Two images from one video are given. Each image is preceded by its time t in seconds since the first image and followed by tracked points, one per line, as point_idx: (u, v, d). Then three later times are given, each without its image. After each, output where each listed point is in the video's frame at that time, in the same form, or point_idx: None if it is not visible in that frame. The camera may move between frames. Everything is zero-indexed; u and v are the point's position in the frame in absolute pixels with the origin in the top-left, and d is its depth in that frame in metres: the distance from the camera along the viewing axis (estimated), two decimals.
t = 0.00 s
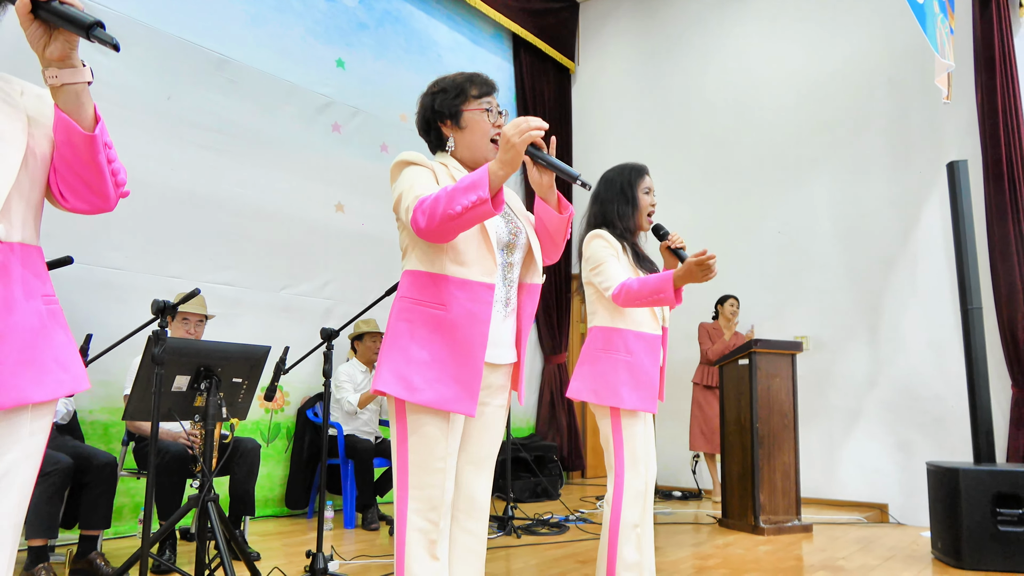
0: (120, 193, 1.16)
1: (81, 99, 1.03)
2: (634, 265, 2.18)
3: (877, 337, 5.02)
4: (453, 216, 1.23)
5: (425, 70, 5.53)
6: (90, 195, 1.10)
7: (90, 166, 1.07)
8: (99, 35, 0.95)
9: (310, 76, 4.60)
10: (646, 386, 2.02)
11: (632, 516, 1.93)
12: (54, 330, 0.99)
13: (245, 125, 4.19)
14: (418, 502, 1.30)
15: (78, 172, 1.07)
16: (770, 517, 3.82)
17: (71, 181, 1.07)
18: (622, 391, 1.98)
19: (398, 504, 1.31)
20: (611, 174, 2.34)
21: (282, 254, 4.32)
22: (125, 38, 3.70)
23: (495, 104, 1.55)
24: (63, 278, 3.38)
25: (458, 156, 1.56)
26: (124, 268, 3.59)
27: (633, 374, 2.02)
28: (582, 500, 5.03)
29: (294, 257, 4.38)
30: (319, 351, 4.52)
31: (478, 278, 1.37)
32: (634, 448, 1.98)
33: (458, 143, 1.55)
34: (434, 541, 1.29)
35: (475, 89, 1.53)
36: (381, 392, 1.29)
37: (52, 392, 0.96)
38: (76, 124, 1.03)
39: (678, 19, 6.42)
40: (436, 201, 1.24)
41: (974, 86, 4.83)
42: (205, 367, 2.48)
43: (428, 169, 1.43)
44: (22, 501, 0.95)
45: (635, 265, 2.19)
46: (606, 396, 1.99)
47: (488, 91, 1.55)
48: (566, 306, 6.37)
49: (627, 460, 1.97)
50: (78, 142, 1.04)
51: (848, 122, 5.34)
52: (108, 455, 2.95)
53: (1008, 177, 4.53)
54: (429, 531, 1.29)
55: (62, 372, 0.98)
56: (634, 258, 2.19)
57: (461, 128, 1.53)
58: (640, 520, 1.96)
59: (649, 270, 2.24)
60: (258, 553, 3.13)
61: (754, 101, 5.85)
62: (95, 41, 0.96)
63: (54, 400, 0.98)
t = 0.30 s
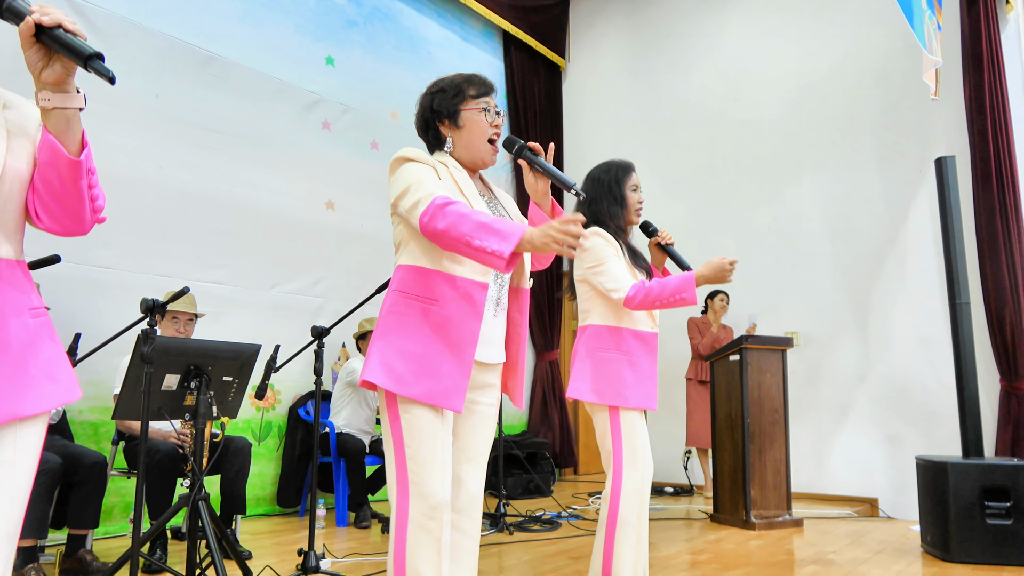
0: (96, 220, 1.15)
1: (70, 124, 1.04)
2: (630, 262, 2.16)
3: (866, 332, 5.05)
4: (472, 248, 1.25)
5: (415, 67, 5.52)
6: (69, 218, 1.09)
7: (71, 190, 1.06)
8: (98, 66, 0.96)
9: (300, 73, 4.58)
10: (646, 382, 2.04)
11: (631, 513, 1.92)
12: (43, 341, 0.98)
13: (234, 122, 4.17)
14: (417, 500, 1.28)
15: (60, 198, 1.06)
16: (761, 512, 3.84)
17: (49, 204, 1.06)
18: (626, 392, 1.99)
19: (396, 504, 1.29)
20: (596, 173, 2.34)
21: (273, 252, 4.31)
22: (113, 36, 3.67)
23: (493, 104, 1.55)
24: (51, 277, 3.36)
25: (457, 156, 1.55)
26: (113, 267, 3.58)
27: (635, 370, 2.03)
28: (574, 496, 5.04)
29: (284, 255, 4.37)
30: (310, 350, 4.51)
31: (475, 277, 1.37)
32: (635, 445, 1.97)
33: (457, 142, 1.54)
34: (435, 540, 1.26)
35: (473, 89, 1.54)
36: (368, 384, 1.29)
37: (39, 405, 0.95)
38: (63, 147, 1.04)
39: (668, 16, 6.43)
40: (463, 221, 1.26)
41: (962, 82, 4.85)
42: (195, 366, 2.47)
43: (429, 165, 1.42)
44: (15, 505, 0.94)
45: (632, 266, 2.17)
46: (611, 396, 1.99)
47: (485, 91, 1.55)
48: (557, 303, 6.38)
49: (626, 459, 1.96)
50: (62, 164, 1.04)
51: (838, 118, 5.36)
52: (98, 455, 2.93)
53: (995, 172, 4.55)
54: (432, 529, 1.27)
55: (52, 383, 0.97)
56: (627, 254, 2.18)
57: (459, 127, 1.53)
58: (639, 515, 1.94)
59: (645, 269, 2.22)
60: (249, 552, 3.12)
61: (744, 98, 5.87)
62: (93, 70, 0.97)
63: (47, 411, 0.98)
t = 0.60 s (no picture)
0: (96, 196, 1.16)
1: (63, 100, 1.05)
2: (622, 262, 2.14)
3: (858, 329, 5.07)
4: (489, 261, 1.29)
5: (408, 65, 5.51)
6: (69, 193, 1.10)
7: (69, 165, 1.08)
8: (85, 36, 0.97)
9: (291, 71, 4.57)
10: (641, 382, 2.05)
11: (629, 511, 1.91)
12: (25, 328, 0.98)
13: (226, 120, 4.16)
14: (383, 496, 1.26)
15: (57, 172, 1.07)
16: (755, 507, 3.85)
17: (48, 179, 1.07)
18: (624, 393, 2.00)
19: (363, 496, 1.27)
20: (589, 172, 2.34)
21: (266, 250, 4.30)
22: (103, 33, 3.66)
23: (483, 99, 1.55)
24: (42, 276, 3.35)
25: (448, 152, 1.55)
26: (105, 266, 3.56)
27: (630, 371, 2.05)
28: (569, 493, 5.05)
29: (277, 254, 4.36)
30: (303, 348, 4.50)
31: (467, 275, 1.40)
32: (632, 444, 1.97)
33: (446, 138, 1.55)
34: (395, 535, 1.26)
35: (462, 85, 1.53)
36: (363, 380, 1.28)
37: (22, 390, 0.94)
38: (58, 123, 1.05)
39: (661, 13, 6.43)
40: (478, 234, 1.28)
41: (953, 79, 4.87)
42: (188, 365, 2.46)
43: (426, 164, 1.42)
44: None
45: (625, 265, 2.14)
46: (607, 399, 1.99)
47: (475, 87, 1.54)
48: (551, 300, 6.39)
49: (622, 458, 1.96)
50: (58, 140, 1.05)
51: (829, 115, 5.38)
52: (91, 454, 2.93)
53: (986, 168, 4.57)
54: (391, 524, 1.25)
55: (30, 371, 0.97)
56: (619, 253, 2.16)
57: (449, 124, 1.53)
58: (635, 514, 1.94)
59: (637, 268, 2.19)
60: (243, 551, 3.11)
61: (736, 95, 5.88)
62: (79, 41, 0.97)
63: (26, 399, 0.97)
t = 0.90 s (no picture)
0: (90, 198, 1.15)
1: (61, 100, 1.05)
2: (607, 258, 2.15)
3: (855, 325, 5.08)
4: (462, 247, 1.28)
5: (405, 62, 5.50)
6: (63, 193, 1.09)
7: (63, 164, 1.07)
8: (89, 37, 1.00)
9: (288, 68, 4.56)
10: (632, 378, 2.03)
11: (622, 507, 1.92)
12: (8, 329, 0.97)
13: (222, 117, 4.15)
14: (378, 493, 1.26)
15: (53, 172, 1.07)
16: (753, 503, 3.86)
17: (42, 179, 1.06)
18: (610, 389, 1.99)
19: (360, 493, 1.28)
20: (584, 168, 2.35)
21: (263, 248, 4.29)
22: (100, 30, 3.65)
23: (476, 93, 1.54)
24: (40, 273, 3.34)
25: (441, 147, 1.56)
26: (101, 263, 3.56)
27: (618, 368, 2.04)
28: (567, 490, 5.06)
29: (274, 251, 4.36)
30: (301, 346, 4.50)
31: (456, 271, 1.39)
32: (623, 442, 1.98)
33: (439, 133, 1.56)
34: (392, 532, 1.26)
35: (455, 79, 1.54)
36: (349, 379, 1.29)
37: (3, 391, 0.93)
38: (56, 121, 1.05)
39: (658, 9, 6.42)
40: (443, 224, 1.27)
41: (949, 75, 4.86)
42: (185, 362, 2.46)
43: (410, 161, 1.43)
44: None
45: (610, 262, 2.14)
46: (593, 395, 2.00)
47: (470, 82, 1.54)
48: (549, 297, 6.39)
49: (614, 455, 1.98)
50: (55, 136, 1.04)
51: (827, 111, 5.38)
52: (89, 452, 2.92)
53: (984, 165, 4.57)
54: (387, 520, 1.26)
55: (13, 373, 0.96)
56: (607, 251, 2.16)
57: (440, 118, 1.54)
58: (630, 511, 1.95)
59: (628, 263, 2.17)
60: (242, 548, 3.11)
61: (733, 92, 5.88)
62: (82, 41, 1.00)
63: (11, 400, 0.96)
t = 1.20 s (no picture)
0: (92, 197, 1.15)
1: (58, 99, 1.06)
2: (596, 253, 2.15)
3: (857, 319, 5.08)
4: (434, 254, 1.26)
5: (404, 57, 5.50)
6: (64, 193, 1.09)
7: (63, 164, 1.07)
8: (81, 34, 1.01)
9: (287, 64, 4.55)
10: (621, 371, 2.02)
11: (618, 501, 1.92)
12: (18, 328, 0.97)
13: (222, 114, 4.15)
14: (381, 488, 1.27)
15: (52, 172, 1.07)
16: (755, 497, 3.86)
17: (43, 179, 1.06)
18: (595, 382, 2.01)
19: (360, 488, 1.28)
20: (584, 164, 2.35)
21: (263, 244, 4.30)
22: (99, 27, 3.65)
23: (487, 95, 1.53)
24: (41, 271, 3.35)
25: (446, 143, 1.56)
26: (101, 261, 3.56)
27: (606, 362, 2.04)
28: (569, 484, 5.07)
29: (275, 247, 4.35)
30: (302, 342, 4.50)
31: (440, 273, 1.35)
32: (616, 435, 1.97)
33: (446, 129, 1.56)
34: (396, 527, 1.27)
35: (470, 78, 1.54)
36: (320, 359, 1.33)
37: (17, 390, 0.94)
38: (53, 121, 1.05)
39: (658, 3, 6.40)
40: (424, 226, 1.26)
41: (950, 67, 4.85)
42: (188, 359, 2.46)
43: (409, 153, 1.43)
44: None
45: (598, 256, 2.14)
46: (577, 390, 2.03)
47: (483, 82, 1.53)
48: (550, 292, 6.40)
49: (609, 450, 1.97)
50: (53, 137, 1.05)
51: (828, 105, 5.37)
52: (92, 448, 2.93)
53: (986, 158, 4.56)
54: (391, 516, 1.26)
55: (25, 372, 0.96)
56: (598, 246, 2.17)
57: (448, 115, 1.55)
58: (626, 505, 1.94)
59: (620, 256, 2.17)
60: (245, 544, 3.12)
61: (733, 85, 5.88)
62: (73, 38, 1.01)
63: (23, 399, 0.97)
